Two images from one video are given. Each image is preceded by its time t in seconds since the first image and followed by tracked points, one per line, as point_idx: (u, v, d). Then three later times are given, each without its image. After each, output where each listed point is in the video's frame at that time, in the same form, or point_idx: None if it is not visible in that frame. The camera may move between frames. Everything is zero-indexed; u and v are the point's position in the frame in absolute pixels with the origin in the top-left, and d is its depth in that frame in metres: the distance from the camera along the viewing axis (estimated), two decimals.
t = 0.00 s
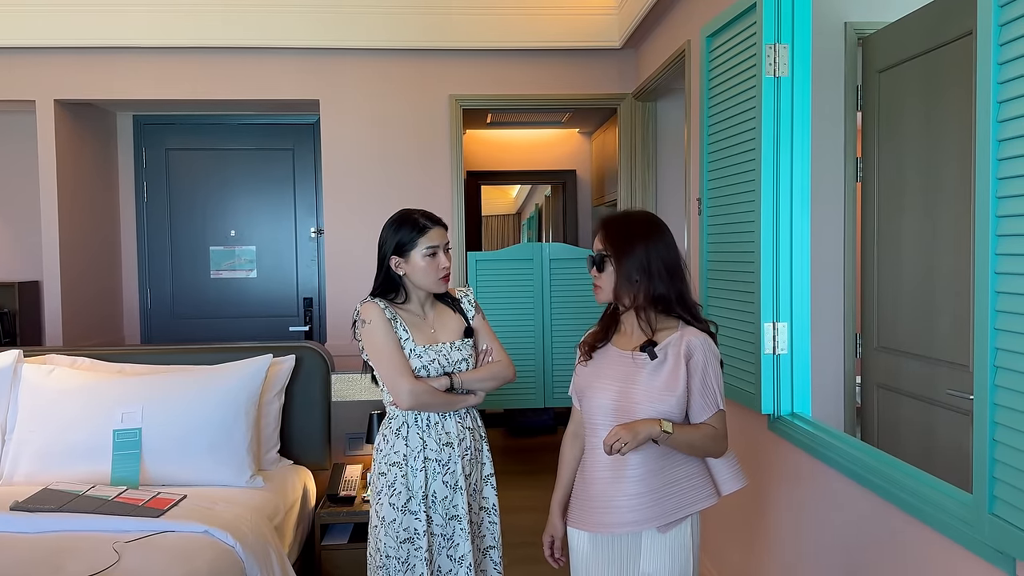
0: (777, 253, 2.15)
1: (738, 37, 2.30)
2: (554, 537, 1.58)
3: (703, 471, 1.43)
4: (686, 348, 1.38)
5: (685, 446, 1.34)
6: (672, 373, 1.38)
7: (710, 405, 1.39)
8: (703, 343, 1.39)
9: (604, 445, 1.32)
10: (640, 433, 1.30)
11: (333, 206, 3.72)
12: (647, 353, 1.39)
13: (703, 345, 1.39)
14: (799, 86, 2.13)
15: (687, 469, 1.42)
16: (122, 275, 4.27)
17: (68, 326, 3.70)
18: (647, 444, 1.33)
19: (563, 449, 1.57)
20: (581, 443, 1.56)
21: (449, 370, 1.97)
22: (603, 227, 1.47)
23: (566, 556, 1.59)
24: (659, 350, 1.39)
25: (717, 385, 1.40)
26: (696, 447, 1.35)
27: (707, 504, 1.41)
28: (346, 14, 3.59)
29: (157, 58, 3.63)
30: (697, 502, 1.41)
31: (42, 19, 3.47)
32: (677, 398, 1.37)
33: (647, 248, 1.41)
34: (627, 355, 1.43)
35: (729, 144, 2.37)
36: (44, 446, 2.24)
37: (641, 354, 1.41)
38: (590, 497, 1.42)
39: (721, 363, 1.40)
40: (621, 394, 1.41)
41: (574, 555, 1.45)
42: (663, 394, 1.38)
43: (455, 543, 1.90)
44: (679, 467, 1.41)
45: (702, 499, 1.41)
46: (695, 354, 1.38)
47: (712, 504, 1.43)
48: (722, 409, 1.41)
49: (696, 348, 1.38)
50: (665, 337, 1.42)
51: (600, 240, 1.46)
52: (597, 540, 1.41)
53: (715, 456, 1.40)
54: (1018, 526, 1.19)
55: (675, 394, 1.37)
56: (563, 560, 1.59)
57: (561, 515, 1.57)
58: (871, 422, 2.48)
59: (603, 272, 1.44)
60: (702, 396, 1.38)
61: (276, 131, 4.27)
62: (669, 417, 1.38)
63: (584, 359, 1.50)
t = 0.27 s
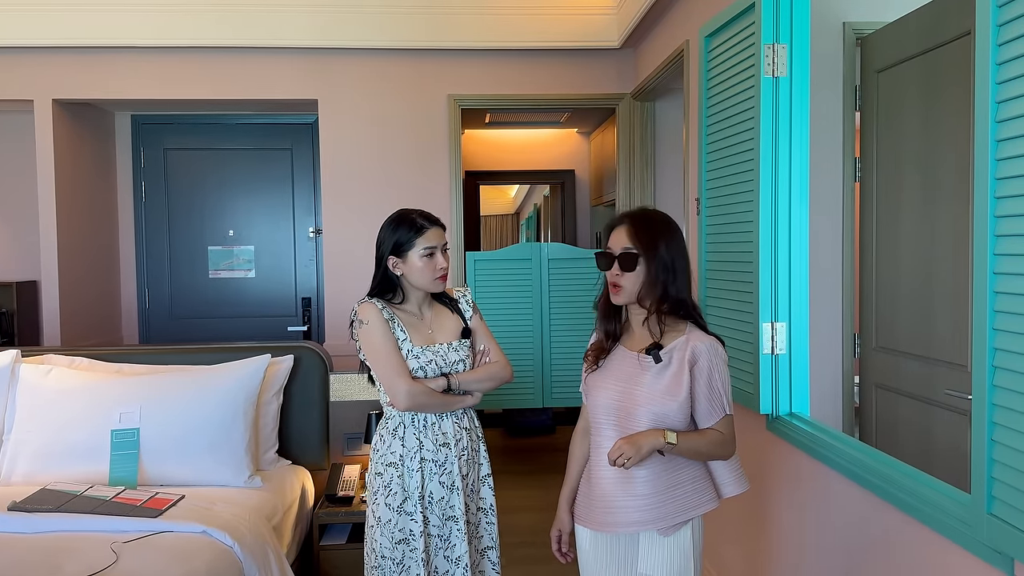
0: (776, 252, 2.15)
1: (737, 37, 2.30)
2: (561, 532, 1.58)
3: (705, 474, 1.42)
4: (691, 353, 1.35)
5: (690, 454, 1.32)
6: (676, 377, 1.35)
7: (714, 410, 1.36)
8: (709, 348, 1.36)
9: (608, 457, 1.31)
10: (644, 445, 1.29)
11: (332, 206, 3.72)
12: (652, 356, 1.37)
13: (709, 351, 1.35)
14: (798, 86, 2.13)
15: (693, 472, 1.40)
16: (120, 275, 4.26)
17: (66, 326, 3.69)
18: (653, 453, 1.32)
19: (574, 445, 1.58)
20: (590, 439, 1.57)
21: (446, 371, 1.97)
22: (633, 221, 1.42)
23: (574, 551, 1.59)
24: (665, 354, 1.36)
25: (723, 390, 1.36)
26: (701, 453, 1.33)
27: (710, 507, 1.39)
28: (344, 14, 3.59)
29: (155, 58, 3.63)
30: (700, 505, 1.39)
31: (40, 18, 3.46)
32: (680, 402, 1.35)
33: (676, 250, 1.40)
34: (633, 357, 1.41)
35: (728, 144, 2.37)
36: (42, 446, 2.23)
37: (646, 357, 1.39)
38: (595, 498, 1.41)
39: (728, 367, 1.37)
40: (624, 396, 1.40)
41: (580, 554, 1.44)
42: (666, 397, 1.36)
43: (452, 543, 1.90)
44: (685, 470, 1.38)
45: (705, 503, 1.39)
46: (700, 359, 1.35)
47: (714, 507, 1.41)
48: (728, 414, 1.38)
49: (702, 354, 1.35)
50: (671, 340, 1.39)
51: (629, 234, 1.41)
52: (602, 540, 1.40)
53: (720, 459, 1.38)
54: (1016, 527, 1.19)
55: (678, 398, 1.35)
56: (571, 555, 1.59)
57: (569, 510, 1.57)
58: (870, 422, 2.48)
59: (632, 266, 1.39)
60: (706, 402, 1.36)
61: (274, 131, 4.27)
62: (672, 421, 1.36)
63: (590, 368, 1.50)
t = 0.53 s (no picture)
0: (775, 252, 2.15)
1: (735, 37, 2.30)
2: (581, 520, 1.58)
3: (720, 482, 1.38)
4: (709, 358, 1.33)
5: (693, 457, 1.28)
6: (691, 381, 1.33)
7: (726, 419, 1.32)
8: (728, 355, 1.33)
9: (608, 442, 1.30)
10: (644, 436, 1.27)
11: (331, 206, 3.72)
12: (670, 359, 1.35)
13: (727, 358, 1.33)
14: (797, 86, 2.13)
15: (705, 477, 1.36)
16: (119, 275, 4.26)
17: (64, 325, 3.69)
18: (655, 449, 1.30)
19: (596, 434, 1.56)
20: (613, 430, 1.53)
21: (443, 371, 1.96)
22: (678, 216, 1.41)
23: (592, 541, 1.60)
24: (682, 358, 1.35)
25: (738, 400, 1.33)
26: (706, 459, 1.29)
27: (720, 515, 1.36)
28: (343, 13, 3.59)
29: (154, 57, 3.62)
30: (709, 512, 1.35)
31: (39, 18, 3.46)
32: (692, 408, 1.32)
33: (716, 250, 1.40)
34: (652, 357, 1.40)
35: (727, 144, 2.37)
36: (40, 446, 2.23)
37: (665, 360, 1.37)
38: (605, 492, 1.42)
39: (745, 377, 1.34)
40: (640, 397, 1.39)
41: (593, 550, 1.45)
42: (679, 401, 1.34)
43: (446, 544, 1.89)
44: (695, 475, 1.36)
45: (715, 510, 1.36)
46: (718, 366, 1.33)
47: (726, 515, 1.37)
48: (740, 424, 1.33)
49: (719, 361, 1.33)
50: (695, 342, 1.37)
51: (675, 227, 1.39)
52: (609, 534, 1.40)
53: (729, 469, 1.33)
54: (1015, 526, 1.19)
55: (691, 403, 1.33)
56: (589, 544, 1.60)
57: (590, 502, 1.57)
58: (869, 422, 2.48)
59: (678, 260, 1.37)
60: (719, 410, 1.32)
61: (273, 130, 4.27)
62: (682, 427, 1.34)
63: (610, 369, 1.48)
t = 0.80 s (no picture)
0: (774, 251, 2.15)
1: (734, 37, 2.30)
2: (601, 523, 1.57)
3: (749, 478, 1.36)
4: (741, 356, 1.33)
5: (723, 454, 1.29)
6: (723, 380, 1.33)
7: (758, 415, 1.33)
8: (759, 351, 1.34)
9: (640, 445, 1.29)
10: (677, 437, 1.26)
11: (330, 206, 3.71)
12: (701, 357, 1.35)
13: (758, 356, 1.33)
14: (796, 85, 2.13)
15: (733, 472, 1.35)
16: (118, 275, 4.25)
17: (63, 325, 3.69)
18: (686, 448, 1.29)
19: (615, 435, 1.54)
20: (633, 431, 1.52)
21: (438, 370, 1.96)
22: (708, 215, 1.40)
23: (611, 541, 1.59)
24: (712, 356, 1.35)
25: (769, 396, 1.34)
26: (735, 454, 1.30)
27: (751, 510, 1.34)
28: (343, 13, 3.58)
29: (153, 57, 3.62)
30: (739, 507, 1.33)
31: (38, 17, 3.45)
32: (725, 406, 1.32)
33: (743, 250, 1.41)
34: (682, 357, 1.38)
35: (725, 145, 2.37)
36: (39, 445, 2.23)
37: (694, 358, 1.37)
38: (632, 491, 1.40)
39: (775, 373, 1.35)
40: (670, 396, 1.37)
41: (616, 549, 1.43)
42: (711, 399, 1.33)
43: (438, 544, 1.88)
44: (724, 470, 1.35)
45: (748, 505, 1.34)
46: (749, 363, 1.33)
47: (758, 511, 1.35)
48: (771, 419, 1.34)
49: (751, 358, 1.33)
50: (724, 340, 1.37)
51: (708, 228, 1.39)
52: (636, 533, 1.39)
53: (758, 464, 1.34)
54: (1015, 526, 1.19)
55: (724, 401, 1.32)
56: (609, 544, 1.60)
57: (609, 501, 1.56)
58: (868, 422, 2.48)
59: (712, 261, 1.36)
60: (751, 407, 1.33)
61: (272, 130, 4.26)
62: (714, 424, 1.33)
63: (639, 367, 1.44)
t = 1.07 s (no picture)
0: (773, 250, 2.15)
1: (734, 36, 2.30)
2: (627, 528, 1.51)
3: (773, 465, 1.39)
4: (750, 349, 1.34)
5: (759, 449, 1.30)
6: (736, 374, 1.34)
7: (777, 404, 1.35)
8: (767, 343, 1.35)
9: (678, 457, 1.28)
10: (713, 442, 1.26)
11: (329, 205, 3.71)
12: (710, 355, 1.34)
13: (768, 346, 1.34)
14: (796, 85, 2.13)
15: (762, 464, 1.37)
16: (117, 275, 4.25)
17: (62, 325, 3.68)
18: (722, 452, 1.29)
19: (630, 445, 1.53)
20: (647, 434, 1.53)
21: (437, 370, 1.95)
22: (704, 214, 1.42)
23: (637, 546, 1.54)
24: (722, 352, 1.35)
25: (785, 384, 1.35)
26: (770, 447, 1.31)
27: (780, 497, 1.38)
28: (343, 13, 3.58)
29: (152, 56, 3.62)
30: (770, 496, 1.37)
31: (37, 16, 3.45)
32: (743, 401, 1.33)
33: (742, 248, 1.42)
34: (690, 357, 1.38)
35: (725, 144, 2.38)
36: (38, 445, 2.23)
37: (704, 356, 1.36)
38: (663, 491, 1.39)
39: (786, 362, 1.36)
40: (685, 396, 1.37)
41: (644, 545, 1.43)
42: (728, 396, 1.34)
43: (434, 543, 1.89)
44: (755, 463, 1.37)
45: (777, 493, 1.38)
46: (760, 355, 1.34)
47: (782, 496, 1.39)
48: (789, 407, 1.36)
49: (761, 350, 1.34)
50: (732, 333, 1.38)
51: (706, 227, 1.40)
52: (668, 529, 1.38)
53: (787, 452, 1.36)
54: (1015, 525, 1.19)
55: (741, 396, 1.33)
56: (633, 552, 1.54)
57: (632, 504, 1.50)
58: (867, 422, 2.48)
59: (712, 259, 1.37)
60: (769, 396, 1.34)
61: (272, 130, 4.26)
62: (736, 419, 1.34)
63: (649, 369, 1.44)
